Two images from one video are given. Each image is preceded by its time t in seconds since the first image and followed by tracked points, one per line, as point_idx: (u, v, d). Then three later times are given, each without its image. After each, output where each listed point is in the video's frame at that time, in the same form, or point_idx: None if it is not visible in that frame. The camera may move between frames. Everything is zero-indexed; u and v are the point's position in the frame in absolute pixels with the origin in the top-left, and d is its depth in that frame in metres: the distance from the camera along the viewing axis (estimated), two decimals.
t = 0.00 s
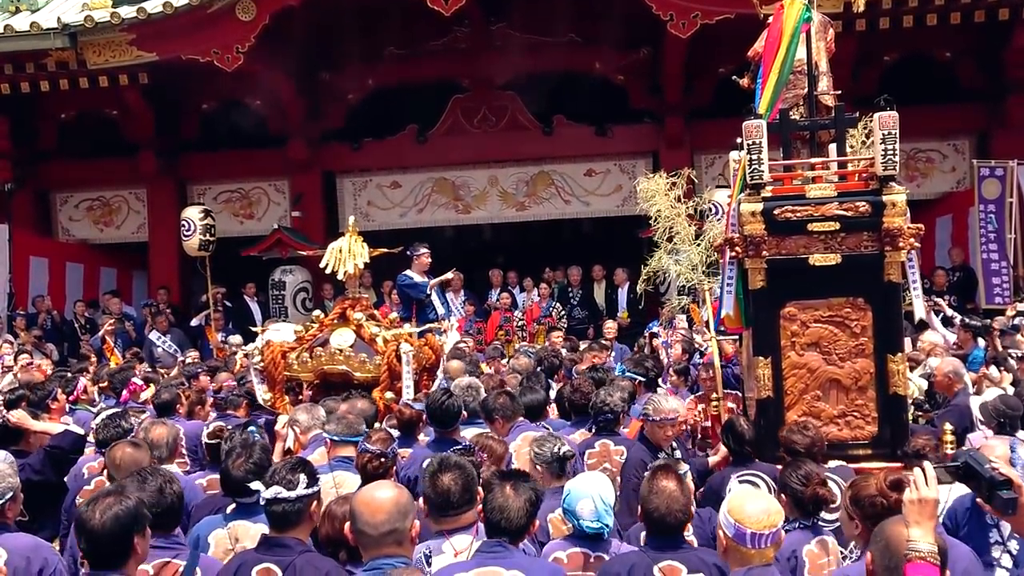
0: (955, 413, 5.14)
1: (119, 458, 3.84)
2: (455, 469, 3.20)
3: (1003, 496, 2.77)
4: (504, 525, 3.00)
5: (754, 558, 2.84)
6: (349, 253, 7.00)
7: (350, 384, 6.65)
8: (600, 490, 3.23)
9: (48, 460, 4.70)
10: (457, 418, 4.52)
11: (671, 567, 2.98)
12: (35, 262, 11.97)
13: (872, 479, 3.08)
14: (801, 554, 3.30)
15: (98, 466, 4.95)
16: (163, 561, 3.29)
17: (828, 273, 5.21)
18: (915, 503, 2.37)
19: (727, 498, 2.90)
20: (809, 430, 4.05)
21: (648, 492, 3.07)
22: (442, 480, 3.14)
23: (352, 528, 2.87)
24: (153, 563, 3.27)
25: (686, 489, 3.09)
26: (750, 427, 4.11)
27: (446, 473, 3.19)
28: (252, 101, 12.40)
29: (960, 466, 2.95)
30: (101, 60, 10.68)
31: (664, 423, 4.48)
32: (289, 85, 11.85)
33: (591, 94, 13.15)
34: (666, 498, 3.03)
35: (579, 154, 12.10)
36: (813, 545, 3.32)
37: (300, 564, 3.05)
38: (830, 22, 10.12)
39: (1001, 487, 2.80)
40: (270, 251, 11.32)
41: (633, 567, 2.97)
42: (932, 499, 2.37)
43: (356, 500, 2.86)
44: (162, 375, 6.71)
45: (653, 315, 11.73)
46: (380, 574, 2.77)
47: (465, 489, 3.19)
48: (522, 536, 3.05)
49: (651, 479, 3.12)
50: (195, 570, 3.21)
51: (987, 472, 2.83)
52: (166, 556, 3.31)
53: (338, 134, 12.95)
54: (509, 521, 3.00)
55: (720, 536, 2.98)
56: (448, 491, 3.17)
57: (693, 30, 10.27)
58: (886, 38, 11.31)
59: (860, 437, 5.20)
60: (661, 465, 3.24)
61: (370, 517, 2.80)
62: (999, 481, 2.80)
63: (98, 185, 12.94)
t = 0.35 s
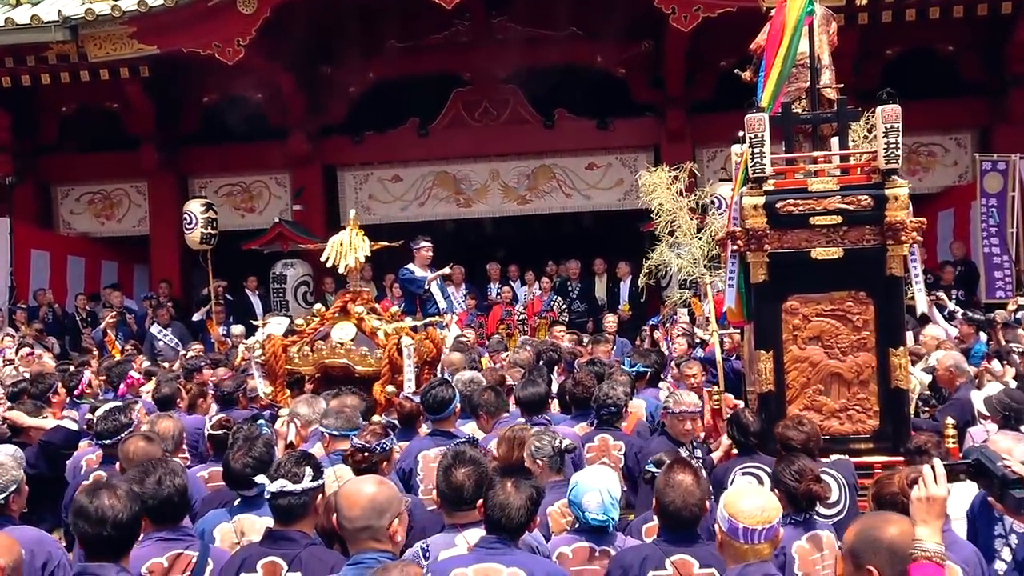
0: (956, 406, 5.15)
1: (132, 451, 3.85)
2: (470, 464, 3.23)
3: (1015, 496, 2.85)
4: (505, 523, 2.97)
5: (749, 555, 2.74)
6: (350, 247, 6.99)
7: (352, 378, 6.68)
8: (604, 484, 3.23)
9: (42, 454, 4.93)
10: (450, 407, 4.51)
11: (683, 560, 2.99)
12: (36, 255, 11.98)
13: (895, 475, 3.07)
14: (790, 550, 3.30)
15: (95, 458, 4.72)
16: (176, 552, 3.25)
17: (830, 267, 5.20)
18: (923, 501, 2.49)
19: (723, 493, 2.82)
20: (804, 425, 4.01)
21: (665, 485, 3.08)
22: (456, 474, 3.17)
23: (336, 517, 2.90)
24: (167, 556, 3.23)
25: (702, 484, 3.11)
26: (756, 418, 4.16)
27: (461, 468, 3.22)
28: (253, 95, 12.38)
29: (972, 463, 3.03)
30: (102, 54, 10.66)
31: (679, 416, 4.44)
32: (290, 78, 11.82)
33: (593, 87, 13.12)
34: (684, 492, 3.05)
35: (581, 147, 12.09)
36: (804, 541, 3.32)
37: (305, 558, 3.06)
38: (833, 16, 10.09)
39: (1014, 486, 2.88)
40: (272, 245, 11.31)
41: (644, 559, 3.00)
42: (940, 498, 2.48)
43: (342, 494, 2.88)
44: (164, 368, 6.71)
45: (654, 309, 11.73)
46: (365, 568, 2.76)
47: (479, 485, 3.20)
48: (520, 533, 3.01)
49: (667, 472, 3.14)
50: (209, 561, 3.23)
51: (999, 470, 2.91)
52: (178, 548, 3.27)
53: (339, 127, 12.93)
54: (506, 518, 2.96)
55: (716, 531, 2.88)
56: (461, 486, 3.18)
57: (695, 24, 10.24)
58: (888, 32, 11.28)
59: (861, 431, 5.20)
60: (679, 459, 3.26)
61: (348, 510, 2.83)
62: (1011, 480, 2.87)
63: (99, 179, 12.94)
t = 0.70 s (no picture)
0: (958, 403, 5.15)
1: (139, 450, 3.82)
2: (462, 462, 3.20)
3: None
4: (505, 521, 2.97)
5: (748, 554, 2.73)
6: (350, 245, 6.98)
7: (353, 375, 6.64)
8: (618, 478, 3.27)
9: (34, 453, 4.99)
10: (451, 407, 4.48)
11: (661, 560, 3.00)
12: (37, 253, 11.98)
13: (900, 471, 3.00)
14: (790, 549, 3.29)
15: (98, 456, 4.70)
16: (142, 550, 3.14)
17: (831, 263, 5.20)
18: (927, 505, 2.47)
19: (723, 492, 2.82)
20: (799, 424, 4.01)
21: (640, 486, 3.07)
22: (450, 472, 3.15)
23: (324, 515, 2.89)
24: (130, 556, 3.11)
25: (678, 482, 3.10)
26: (759, 415, 4.16)
27: (454, 467, 3.19)
28: (254, 92, 12.36)
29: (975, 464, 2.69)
30: (103, 51, 10.66)
31: (694, 413, 4.40)
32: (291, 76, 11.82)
33: (593, 84, 13.11)
34: (658, 492, 3.03)
35: (581, 145, 12.08)
36: (804, 540, 3.30)
37: (320, 554, 3.05)
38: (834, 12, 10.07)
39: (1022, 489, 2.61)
40: (273, 243, 11.30)
41: (624, 560, 3.01)
42: (945, 501, 2.46)
43: (330, 491, 2.87)
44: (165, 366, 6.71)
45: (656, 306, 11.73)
46: (344, 564, 2.75)
47: (473, 484, 3.18)
48: (524, 531, 3.02)
49: (643, 471, 3.13)
50: (177, 557, 3.14)
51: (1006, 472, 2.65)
52: (144, 547, 3.15)
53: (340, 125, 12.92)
54: (510, 517, 2.96)
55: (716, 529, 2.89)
56: (454, 486, 3.17)
57: (697, 20, 10.22)
58: (889, 28, 11.29)
59: (862, 428, 5.19)
60: (654, 456, 3.25)
61: (330, 504, 2.84)
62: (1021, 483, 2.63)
63: (101, 176, 12.94)
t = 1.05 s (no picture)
0: (960, 399, 5.15)
1: (125, 445, 3.81)
2: (453, 458, 3.18)
3: None
4: (523, 518, 2.96)
5: (746, 551, 2.73)
6: (350, 239, 6.98)
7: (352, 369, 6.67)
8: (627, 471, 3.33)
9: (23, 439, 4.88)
10: (497, 406, 4.41)
11: (652, 556, 2.97)
12: (38, 247, 11.98)
13: (890, 466, 3.04)
14: (800, 547, 3.22)
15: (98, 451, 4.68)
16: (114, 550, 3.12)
17: (833, 259, 5.19)
18: (938, 501, 2.41)
19: (720, 488, 2.81)
20: (801, 419, 3.99)
21: (629, 482, 3.03)
22: (441, 467, 3.12)
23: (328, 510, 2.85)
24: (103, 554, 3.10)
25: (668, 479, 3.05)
26: (760, 410, 4.15)
27: (445, 462, 3.17)
28: (255, 87, 12.34)
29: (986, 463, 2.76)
30: (103, 46, 10.63)
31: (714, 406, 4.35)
32: (292, 71, 11.79)
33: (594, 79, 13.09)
34: (648, 487, 3.00)
35: (583, 139, 12.06)
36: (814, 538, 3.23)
37: (324, 553, 3.05)
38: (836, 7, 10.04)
39: None
40: (273, 237, 11.29)
41: (615, 558, 2.99)
42: (954, 497, 2.40)
43: (335, 487, 2.84)
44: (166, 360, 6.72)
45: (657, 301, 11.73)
46: (353, 560, 2.72)
47: (463, 480, 3.17)
48: (540, 528, 3.02)
49: (631, 467, 3.07)
50: (157, 553, 3.15)
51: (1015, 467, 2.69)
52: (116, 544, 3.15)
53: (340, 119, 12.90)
54: (530, 512, 2.96)
55: (715, 526, 2.87)
56: (443, 482, 3.15)
57: (699, 15, 10.19)
58: (891, 23, 11.27)
59: (864, 423, 5.18)
60: (642, 452, 3.19)
61: (341, 501, 2.78)
62: None
63: (102, 171, 12.93)
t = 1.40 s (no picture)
0: (957, 393, 5.16)
1: (114, 439, 3.81)
2: (448, 455, 3.17)
3: None
4: (528, 512, 2.95)
5: (748, 546, 2.72)
6: (347, 234, 6.97)
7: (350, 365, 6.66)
8: (631, 468, 3.29)
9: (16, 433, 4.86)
10: (511, 395, 4.52)
11: (674, 554, 2.98)
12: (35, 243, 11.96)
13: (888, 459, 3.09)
14: (796, 535, 3.28)
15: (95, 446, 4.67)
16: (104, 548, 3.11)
17: (831, 253, 5.18)
18: (944, 496, 2.42)
19: (718, 484, 2.77)
20: (800, 412, 3.99)
21: (656, 478, 2.99)
22: (435, 464, 3.12)
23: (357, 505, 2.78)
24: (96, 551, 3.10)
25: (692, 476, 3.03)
26: (759, 405, 4.15)
27: (439, 459, 3.16)
28: (252, 82, 12.30)
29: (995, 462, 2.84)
30: (100, 41, 10.59)
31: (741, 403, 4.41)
32: (289, 66, 11.76)
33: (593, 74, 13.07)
34: (677, 483, 2.97)
35: (580, 134, 12.05)
36: (809, 526, 3.30)
37: (304, 550, 3.04)
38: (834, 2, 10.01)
39: None
40: (271, 233, 11.26)
41: (637, 556, 3.00)
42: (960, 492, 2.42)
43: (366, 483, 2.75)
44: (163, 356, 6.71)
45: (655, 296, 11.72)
46: (385, 557, 2.66)
47: (457, 476, 3.17)
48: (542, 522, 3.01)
49: (656, 462, 3.04)
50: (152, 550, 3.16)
51: None
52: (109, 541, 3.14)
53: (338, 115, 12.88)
54: (535, 506, 2.95)
55: (710, 522, 2.84)
56: (438, 478, 3.14)
57: (696, 9, 10.17)
58: (889, 17, 11.25)
59: (862, 417, 5.18)
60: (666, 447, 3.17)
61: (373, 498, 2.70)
62: None
63: (99, 167, 12.91)
